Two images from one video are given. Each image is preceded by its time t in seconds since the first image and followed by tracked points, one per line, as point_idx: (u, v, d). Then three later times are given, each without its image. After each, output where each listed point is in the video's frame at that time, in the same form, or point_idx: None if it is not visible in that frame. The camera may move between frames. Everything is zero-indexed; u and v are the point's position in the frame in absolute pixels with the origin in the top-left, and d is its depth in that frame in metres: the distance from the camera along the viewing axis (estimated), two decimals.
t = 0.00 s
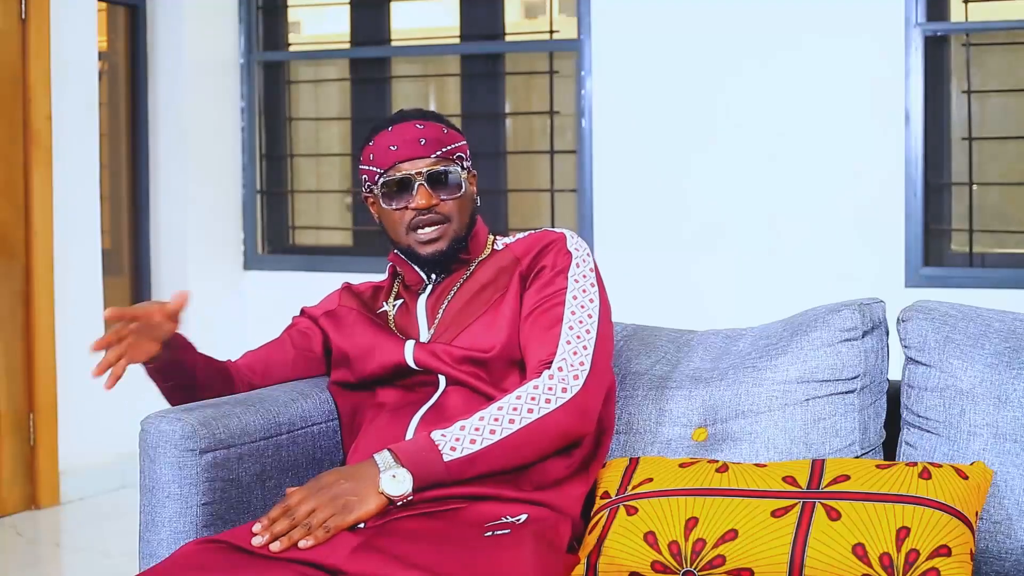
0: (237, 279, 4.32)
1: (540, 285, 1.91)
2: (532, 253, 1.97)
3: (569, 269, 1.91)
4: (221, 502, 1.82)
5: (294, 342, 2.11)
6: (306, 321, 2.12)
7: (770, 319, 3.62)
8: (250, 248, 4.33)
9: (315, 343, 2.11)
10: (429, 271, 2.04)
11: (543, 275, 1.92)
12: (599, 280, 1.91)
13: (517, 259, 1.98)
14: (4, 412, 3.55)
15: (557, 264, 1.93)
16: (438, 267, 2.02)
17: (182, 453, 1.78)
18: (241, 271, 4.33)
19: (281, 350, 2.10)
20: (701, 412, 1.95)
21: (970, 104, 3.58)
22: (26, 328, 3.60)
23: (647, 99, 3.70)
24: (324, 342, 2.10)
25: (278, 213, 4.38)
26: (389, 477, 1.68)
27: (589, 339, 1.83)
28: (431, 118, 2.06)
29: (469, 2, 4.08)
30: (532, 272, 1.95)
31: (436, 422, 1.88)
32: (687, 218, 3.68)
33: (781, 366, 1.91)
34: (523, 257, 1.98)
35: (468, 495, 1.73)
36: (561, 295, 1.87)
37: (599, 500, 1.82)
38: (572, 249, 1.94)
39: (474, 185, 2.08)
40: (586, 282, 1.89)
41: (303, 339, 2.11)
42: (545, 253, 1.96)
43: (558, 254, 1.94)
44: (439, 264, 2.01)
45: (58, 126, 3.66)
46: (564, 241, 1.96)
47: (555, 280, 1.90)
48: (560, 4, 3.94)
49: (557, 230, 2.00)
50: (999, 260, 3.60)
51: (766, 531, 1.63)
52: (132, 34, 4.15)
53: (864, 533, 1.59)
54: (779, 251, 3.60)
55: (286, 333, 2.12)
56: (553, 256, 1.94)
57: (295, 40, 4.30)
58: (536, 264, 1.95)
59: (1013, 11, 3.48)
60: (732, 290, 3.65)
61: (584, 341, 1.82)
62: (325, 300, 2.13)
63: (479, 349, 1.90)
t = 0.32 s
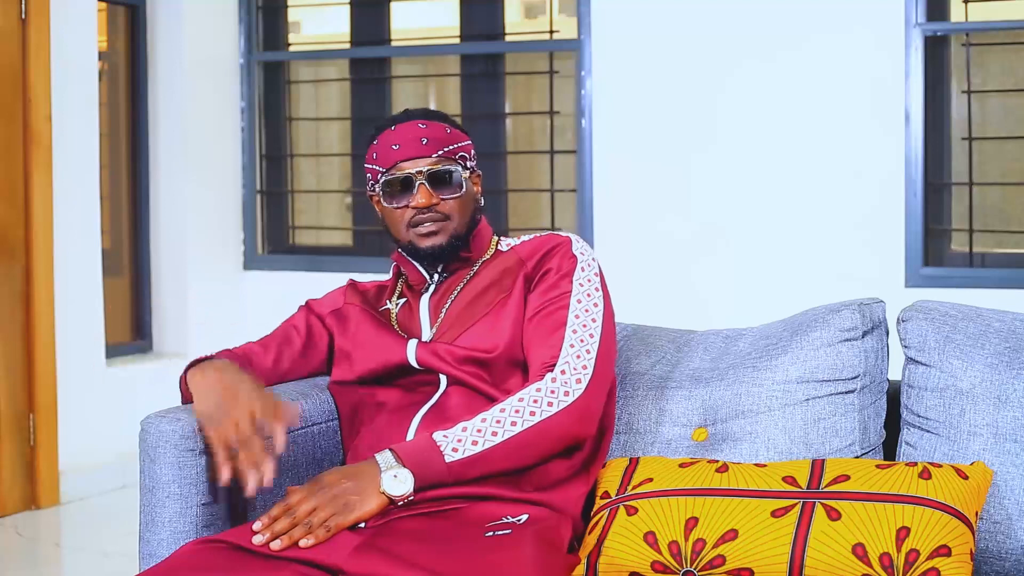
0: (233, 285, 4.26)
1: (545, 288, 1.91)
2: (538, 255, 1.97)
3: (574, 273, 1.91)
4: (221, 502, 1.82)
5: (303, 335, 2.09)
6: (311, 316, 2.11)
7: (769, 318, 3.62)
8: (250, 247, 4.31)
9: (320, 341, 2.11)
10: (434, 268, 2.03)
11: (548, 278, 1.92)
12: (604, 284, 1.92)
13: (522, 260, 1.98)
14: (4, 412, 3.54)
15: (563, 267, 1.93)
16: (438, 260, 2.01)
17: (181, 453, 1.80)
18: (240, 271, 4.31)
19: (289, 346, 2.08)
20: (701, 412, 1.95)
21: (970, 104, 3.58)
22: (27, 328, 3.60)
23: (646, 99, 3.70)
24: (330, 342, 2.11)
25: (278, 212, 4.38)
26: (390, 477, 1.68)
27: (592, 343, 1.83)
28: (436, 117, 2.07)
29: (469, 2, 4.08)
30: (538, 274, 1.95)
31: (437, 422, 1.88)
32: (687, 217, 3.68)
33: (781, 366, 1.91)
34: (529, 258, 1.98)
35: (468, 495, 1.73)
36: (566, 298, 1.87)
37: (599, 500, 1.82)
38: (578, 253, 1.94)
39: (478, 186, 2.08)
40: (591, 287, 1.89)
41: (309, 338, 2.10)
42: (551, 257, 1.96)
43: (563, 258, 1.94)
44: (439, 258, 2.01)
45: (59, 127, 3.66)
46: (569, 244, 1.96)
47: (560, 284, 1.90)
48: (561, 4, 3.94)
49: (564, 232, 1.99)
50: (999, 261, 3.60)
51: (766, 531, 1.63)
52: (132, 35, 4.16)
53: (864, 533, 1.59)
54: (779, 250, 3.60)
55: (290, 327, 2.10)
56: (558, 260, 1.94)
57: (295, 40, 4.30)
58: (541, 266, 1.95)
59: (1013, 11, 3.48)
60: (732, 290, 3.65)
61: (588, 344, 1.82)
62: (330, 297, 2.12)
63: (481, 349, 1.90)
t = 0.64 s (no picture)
0: (236, 280, 4.28)
1: (551, 292, 1.91)
2: (547, 259, 1.97)
3: (583, 279, 1.91)
4: (221, 502, 1.82)
5: (308, 335, 2.09)
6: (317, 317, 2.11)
7: (769, 318, 3.62)
8: (250, 248, 4.32)
9: (322, 342, 2.11)
10: (441, 264, 2.03)
11: (556, 283, 1.91)
12: (612, 292, 1.91)
13: (530, 263, 1.98)
14: (4, 412, 3.54)
15: (572, 273, 1.92)
16: (448, 257, 2.01)
17: (182, 453, 1.80)
18: (241, 271, 4.31)
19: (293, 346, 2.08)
20: (701, 412, 1.95)
21: (970, 104, 3.58)
22: (26, 328, 3.60)
23: (646, 99, 3.70)
24: (331, 346, 2.11)
25: (278, 212, 4.38)
26: (390, 476, 1.68)
27: (598, 349, 1.83)
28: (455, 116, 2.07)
29: (469, 2, 4.08)
30: (545, 278, 1.95)
31: (437, 423, 1.87)
32: (686, 217, 3.68)
33: (781, 366, 1.91)
34: (537, 262, 1.97)
35: (468, 494, 1.73)
36: (572, 303, 1.87)
37: (599, 499, 1.82)
38: (588, 260, 1.94)
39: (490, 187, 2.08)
40: (599, 293, 1.89)
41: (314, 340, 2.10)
42: (560, 262, 1.95)
43: (573, 264, 1.93)
44: (448, 255, 2.01)
45: (59, 127, 3.66)
46: (579, 251, 1.96)
47: (568, 289, 1.90)
48: (560, 4, 3.94)
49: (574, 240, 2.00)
50: (999, 261, 3.59)
51: (766, 531, 1.63)
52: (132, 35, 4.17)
53: (864, 533, 1.59)
54: (779, 250, 3.60)
55: (297, 326, 2.10)
56: (567, 265, 1.93)
57: (295, 41, 4.30)
58: (550, 271, 1.95)
59: (1014, 11, 3.48)
60: (732, 290, 3.65)
61: (594, 350, 1.82)
62: (336, 295, 2.12)
63: (483, 349, 1.90)
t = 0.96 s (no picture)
0: (236, 280, 4.29)
1: (557, 298, 1.89)
2: (549, 263, 1.95)
3: (590, 286, 1.89)
4: (221, 502, 1.82)
5: (306, 335, 2.08)
6: (316, 315, 2.10)
7: (769, 318, 3.62)
8: (250, 248, 4.31)
9: (322, 339, 2.10)
10: (442, 265, 2.02)
11: (562, 288, 1.90)
12: (615, 298, 1.91)
13: (532, 266, 1.96)
14: (4, 412, 3.55)
15: (577, 278, 1.91)
16: (448, 255, 2.00)
17: (182, 453, 1.78)
18: (241, 271, 4.31)
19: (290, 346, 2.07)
20: (701, 412, 1.95)
21: (970, 104, 3.59)
22: (26, 328, 3.60)
23: (646, 99, 3.70)
24: (331, 343, 2.10)
25: (278, 212, 4.38)
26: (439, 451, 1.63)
27: (609, 361, 1.83)
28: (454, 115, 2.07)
29: (469, 3, 4.08)
30: (548, 282, 1.93)
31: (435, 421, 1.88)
32: (687, 217, 3.68)
33: (781, 366, 1.91)
34: (539, 265, 1.96)
35: (468, 493, 1.73)
36: (581, 313, 1.85)
37: (599, 499, 1.82)
38: (591, 265, 1.93)
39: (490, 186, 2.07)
40: (605, 300, 1.88)
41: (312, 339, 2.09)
42: (563, 267, 1.93)
43: (577, 269, 1.92)
44: (448, 254, 2.00)
45: (58, 126, 3.66)
46: (581, 254, 1.94)
47: (576, 295, 1.88)
48: (561, 4, 3.94)
49: (575, 241, 1.98)
50: (999, 261, 3.59)
51: (766, 531, 1.63)
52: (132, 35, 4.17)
53: (864, 533, 1.59)
54: (779, 250, 3.60)
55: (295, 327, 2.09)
56: (572, 270, 1.92)
57: (295, 40, 4.30)
58: (553, 275, 1.93)
59: (1014, 11, 3.48)
60: (732, 290, 3.64)
61: (605, 361, 1.82)
62: (336, 295, 2.11)
63: (483, 352, 1.89)
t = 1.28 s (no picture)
0: (237, 280, 4.29)
1: (557, 298, 1.88)
2: (548, 265, 1.94)
3: (590, 287, 1.89)
4: (221, 502, 1.83)
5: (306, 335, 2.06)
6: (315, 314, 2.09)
7: (769, 318, 3.62)
8: (250, 248, 4.31)
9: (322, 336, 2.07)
10: (442, 266, 2.02)
11: (561, 289, 1.89)
12: (616, 299, 1.90)
13: (532, 268, 1.95)
14: (4, 412, 3.55)
15: (577, 279, 1.90)
16: (450, 259, 2.00)
17: (181, 453, 1.79)
18: (241, 271, 4.31)
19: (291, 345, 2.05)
20: (701, 412, 1.95)
21: (970, 104, 3.59)
22: (26, 329, 3.60)
23: (645, 99, 3.70)
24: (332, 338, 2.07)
25: (278, 212, 4.38)
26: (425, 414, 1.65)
27: (608, 360, 1.81)
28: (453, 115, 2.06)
29: (469, 3, 4.08)
30: (548, 283, 1.93)
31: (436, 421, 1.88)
32: (687, 218, 3.68)
33: (780, 366, 1.91)
34: (538, 267, 1.95)
35: (468, 493, 1.73)
36: (580, 313, 1.85)
37: (599, 499, 1.82)
38: (591, 266, 1.92)
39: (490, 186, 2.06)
40: (605, 301, 1.87)
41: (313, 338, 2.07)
42: (564, 266, 1.93)
43: (578, 270, 1.91)
44: (447, 258, 2.00)
45: (59, 127, 3.66)
46: (582, 255, 1.94)
47: (576, 297, 1.87)
48: (561, 4, 3.94)
49: (575, 241, 1.97)
50: (999, 261, 3.59)
51: (766, 531, 1.63)
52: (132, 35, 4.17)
53: (864, 533, 1.59)
54: (779, 250, 3.60)
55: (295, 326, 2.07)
56: (573, 271, 1.91)
57: (295, 40, 4.30)
58: (553, 275, 1.93)
59: (1014, 11, 3.49)
60: (732, 291, 3.64)
61: (604, 360, 1.81)
62: (336, 295, 2.09)
63: (485, 352, 1.89)
